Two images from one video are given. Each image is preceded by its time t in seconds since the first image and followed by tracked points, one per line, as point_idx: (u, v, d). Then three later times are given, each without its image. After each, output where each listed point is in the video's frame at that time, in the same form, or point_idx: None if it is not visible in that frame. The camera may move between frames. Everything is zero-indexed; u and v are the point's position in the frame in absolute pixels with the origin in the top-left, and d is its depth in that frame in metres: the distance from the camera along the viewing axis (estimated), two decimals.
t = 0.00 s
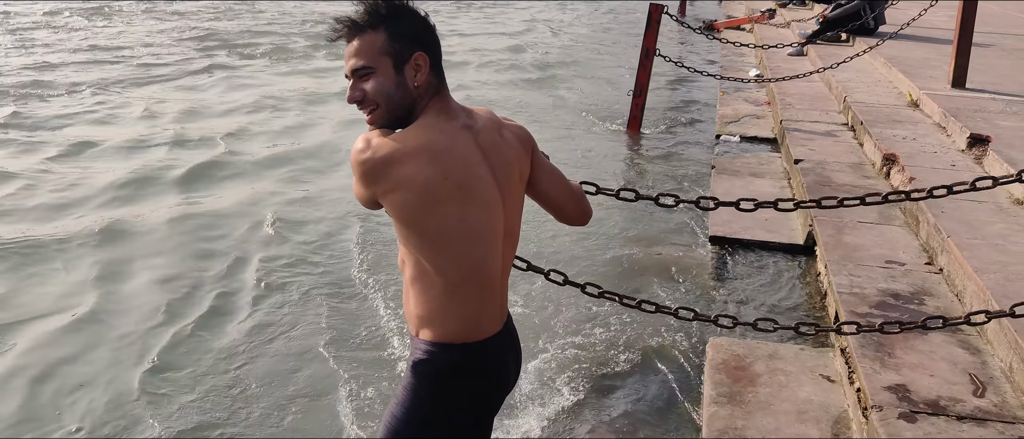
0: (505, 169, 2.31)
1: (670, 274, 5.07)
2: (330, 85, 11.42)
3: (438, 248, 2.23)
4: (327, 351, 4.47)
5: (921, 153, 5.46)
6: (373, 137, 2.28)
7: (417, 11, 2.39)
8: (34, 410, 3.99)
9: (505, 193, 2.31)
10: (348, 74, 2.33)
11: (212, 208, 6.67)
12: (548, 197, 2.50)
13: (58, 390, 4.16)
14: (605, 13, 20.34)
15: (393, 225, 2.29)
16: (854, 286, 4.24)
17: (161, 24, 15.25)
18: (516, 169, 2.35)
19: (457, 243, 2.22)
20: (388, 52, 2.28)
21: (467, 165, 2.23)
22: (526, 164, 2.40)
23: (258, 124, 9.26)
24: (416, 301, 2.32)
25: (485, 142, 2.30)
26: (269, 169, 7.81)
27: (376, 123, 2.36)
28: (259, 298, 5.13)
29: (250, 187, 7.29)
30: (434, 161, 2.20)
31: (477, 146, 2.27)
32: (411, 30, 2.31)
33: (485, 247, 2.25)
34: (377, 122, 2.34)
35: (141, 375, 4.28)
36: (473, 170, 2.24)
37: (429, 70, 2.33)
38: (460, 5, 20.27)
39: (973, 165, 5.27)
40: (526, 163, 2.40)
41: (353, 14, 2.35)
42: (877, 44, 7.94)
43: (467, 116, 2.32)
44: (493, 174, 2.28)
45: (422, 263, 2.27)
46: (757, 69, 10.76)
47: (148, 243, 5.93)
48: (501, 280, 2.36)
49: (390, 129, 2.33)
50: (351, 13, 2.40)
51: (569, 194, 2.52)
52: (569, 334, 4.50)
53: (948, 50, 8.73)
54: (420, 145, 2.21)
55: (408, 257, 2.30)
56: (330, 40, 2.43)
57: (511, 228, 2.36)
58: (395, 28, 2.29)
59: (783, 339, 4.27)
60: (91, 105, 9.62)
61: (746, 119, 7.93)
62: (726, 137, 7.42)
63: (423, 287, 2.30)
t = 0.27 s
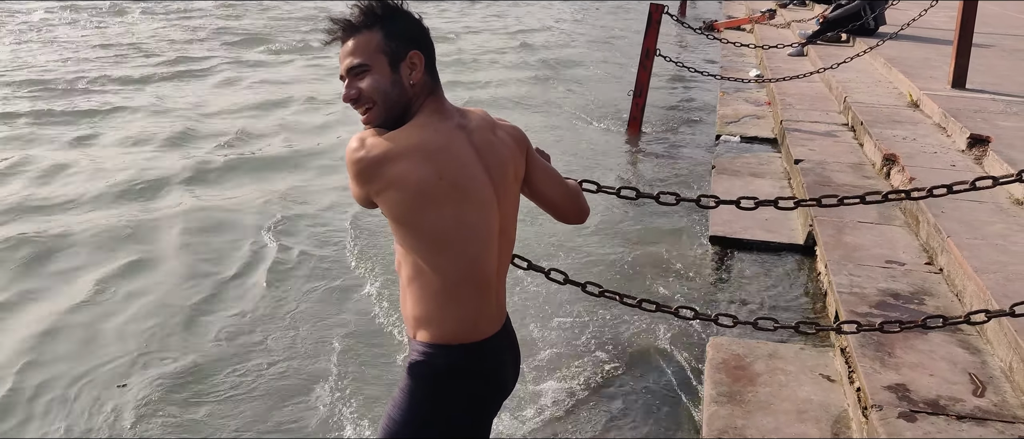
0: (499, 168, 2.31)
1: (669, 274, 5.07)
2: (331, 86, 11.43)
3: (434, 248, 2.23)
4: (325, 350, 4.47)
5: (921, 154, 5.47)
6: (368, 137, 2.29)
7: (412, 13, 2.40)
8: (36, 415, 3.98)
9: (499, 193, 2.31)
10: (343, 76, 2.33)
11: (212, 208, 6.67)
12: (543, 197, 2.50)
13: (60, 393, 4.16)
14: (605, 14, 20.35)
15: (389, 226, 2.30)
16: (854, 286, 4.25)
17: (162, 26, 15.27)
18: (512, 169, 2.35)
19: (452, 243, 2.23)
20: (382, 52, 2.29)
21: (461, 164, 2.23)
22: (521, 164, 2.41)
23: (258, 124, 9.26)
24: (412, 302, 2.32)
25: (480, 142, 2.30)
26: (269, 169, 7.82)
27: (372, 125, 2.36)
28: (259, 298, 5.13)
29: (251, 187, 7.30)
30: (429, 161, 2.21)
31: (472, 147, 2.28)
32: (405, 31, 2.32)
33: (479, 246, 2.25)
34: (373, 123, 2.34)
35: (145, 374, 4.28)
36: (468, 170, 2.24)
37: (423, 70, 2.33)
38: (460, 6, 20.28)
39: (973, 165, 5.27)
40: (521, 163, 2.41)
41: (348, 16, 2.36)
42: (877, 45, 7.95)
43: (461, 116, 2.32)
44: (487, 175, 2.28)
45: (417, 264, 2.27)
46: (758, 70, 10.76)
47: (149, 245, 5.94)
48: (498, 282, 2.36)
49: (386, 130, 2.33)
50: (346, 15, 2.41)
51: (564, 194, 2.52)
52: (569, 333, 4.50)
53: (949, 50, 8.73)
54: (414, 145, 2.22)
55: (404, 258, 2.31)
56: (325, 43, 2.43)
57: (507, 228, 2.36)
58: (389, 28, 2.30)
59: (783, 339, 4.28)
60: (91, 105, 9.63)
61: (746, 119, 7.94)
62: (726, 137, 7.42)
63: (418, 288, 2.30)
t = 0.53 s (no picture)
0: (496, 170, 2.31)
1: (670, 274, 5.08)
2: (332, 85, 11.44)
3: (432, 250, 2.24)
4: (325, 352, 4.48)
5: (921, 154, 5.47)
6: (365, 141, 2.30)
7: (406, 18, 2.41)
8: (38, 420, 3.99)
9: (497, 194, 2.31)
10: (339, 84, 2.34)
11: (213, 210, 6.68)
12: (541, 197, 2.50)
13: (62, 397, 4.17)
14: (606, 13, 20.35)
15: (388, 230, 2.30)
16: (855, 287, 4.25)
17: (163, 26, 15.27)
18: (510, 170, 2.35)
19: (451, 245, 2.23)
20: (377, 56, 2.29)
21: (458, 167, 2.24)
22: (519, 166, 2.41)
23: (259, 125, 9.27)
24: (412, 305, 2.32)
25: (477, 144, 2.30)
26: (270, 170, 7.83)
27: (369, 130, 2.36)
28: (260, 300, 5.14)
29: (251, 188, 7.31)
30: (426, 164, 2.21)
31: (469, 149, 2.28)
32: (399, 35, 2.32)
33: (478, 247, 2.25)
34: (370, 129, 2.35)
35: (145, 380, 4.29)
36: (466, 172, 2.25)
37: (418, 74, 2.34)
38: (461, 5, 20.28)
39: (974, 166, 5.28)
40: (520, 165, 2.41)
41: (342, 22, 2.36)
42: (877, 46, 7.95)
43: (458, 119, 2.32)
44: (485, 177, 2.28)
45: (416, 267, 2.27)
46: (759, 70, 10.77)
47: (149, 248, 5.95)
48: (497, 284, 2.36)
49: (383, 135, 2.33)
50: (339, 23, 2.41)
51: (562, 194, 2.52)
52: (570, 334, 4.51)
53: (950, 50, 8.73)
54: (411, 148, 2.22)
55: (404, 261, 2.31)
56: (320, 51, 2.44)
57: (506, 230, 2.36)
58: (383, 33, 2.31)
59: (783, 339, 4.28)
60: (93, 107, 9.64)
61: (747, 120, 7.95)
62: (727, 138, 7.43)
63: (418, 290, 2.30)
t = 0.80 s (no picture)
0: (497, 168, 2.30)
1: (670, 275, 5.07)
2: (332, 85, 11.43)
3: (432, 249, 2.23)
4: (323, 350, 4.47)
5: (922, 156, 5.47)
6: (364, 136, 2.29)
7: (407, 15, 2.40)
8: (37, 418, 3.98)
9: (498, 192, 2.31)
10: (339, 80, 2.33)
11: (212, 207, 6.66)
12: (541, 195, 2.50)
13: (59, 396, 4.16)
14: (606, 15, 20.36)
15: (388, 228, 2.29)
16: (855, 288, 4.24)
17: (163, 25, 15.26)
18: (511, 169, 2.35)
19: (451, 244, 2.22)
20: (377, 53, 2.29)
21: (458, 164, 2.23)
22: (520, 165, 2.40)
23: (259, 123, 9.26)
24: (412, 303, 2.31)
25: (478, 143, 2.30)
26: (270, 168, 7.81)
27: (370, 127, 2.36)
28: (259, 298, 5.13)
29: (251, 187, 7.29)
30: (426, 162, 2.21)
31: (470, 147, 2.28)
32: (400, 32, 2.32)
33: (478, 246, 2.25)
34: (371, 125, 2.34)
35: (144, 377, 4.28)
36: (466, 170, 2.24)
37: (418, 71, 2.33)
38: (462, 7, 20.29)
39: (974, 168, 5.27)
40: (520, 163, 2.40)
41: (343, 18, 2.36)
42: (878, 47, 7.94)
43: (458, 117, 2.32)
44: (485, 175, 2.27)
45: (416, 264, 2.27)
46: (759, 72, 10.77)
47: (147, 246, 5.93)
48: (498, 283, 2.35)
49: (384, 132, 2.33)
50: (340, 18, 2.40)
51: (562, 193, 2.52)
52: (570, 334, 4.50)
53: (950, 53, 8.73)
54: (410, 145, 2.22)
55: (404, 259, 2.30)
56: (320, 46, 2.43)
57: (506, 228, 2.35)
58: (383, 30, 2.30)
59: (783, 340, 4.27)
60: (92, 103, 9.62)
61: (747, 121, 7.94)
62: (727, 139, 7.43)
63: (419, 288, 2.29)
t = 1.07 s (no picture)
0: (497, 169, 2.31)
1: (674, 277, 5.07)
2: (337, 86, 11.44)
3: (432, 249, 2.24)
4: (328, 356, 4.48)
5: (926, 159, 5.47)
6: (363, 138, 2.29)
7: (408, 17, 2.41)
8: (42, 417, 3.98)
9: (498, 193, 2.31)
10: (339, 82, 2.35)
11: (216, 207, 6.66)
12: (543, 196, 2.49)
13: (63, 394, 4.17)
14: (611, 16, 20.37)
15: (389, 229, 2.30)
16: (860, 291, 4.24)
17: (168, 23, 15.26)
18: (511, 169, 2.35)
19: (450, 244, 2.23)
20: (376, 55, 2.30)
21: (457, 165, 2.24)
22: (521, 165, 2.40)
23: (264, 123, 9.27)
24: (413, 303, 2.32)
25: (478, 143, 2.30)
26: (274, 167, 7.82)
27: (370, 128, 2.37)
28: (263, 300, 5.14)
29: (255, 186, 7.29)
30: (426, 162, 2.21)
31: (469, 148, 2.28)
32: (400, 33, 2.32)
33: (478, 247, 2.25)
34: (371, 127, 2.35)
35: (149, 381, 4.29)
36: (466, 171, 2.25)
37: (417, 73, 2.33)
38: (466, 7, 20.30)
39: (979, 171, 5.27)
40: (521, 164, 2.41)
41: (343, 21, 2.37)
42: (883, 50, 7.94)
43: (458, 118, 2.32)
44: (485, 176, 2.28)
45: (416, 265, 2.27)
46: (763, 74, 10.77)
47: (152, 244, 5.93)
48: (498, 283, 2.35)
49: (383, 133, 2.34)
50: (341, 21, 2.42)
51: (564, 193, 2.51)
52: (574, 336, 4.51)
53: (954, 56, 8.73)
54: (409, 146, 2.22)
55: (405, 260, 2.31)
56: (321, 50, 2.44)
57: (507, 228, 2.36)
58: (382, 32, 2.31)
59: (787, 343, 4.27)
60: (96, 99, 9.61)
61: (752, 123, 7.94)
62: (732, 141, 7.42)
63: (419, 289, 2.30)
